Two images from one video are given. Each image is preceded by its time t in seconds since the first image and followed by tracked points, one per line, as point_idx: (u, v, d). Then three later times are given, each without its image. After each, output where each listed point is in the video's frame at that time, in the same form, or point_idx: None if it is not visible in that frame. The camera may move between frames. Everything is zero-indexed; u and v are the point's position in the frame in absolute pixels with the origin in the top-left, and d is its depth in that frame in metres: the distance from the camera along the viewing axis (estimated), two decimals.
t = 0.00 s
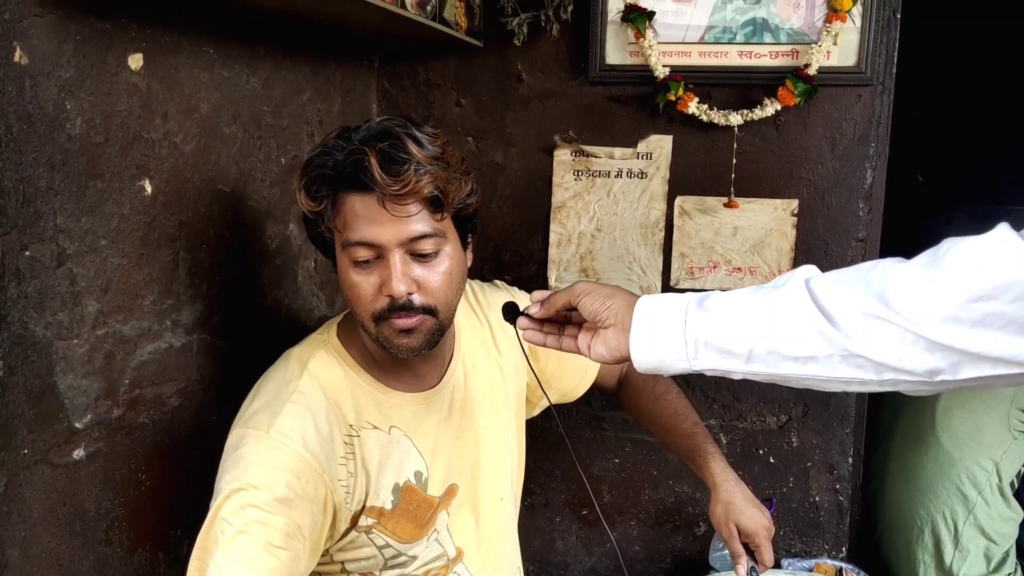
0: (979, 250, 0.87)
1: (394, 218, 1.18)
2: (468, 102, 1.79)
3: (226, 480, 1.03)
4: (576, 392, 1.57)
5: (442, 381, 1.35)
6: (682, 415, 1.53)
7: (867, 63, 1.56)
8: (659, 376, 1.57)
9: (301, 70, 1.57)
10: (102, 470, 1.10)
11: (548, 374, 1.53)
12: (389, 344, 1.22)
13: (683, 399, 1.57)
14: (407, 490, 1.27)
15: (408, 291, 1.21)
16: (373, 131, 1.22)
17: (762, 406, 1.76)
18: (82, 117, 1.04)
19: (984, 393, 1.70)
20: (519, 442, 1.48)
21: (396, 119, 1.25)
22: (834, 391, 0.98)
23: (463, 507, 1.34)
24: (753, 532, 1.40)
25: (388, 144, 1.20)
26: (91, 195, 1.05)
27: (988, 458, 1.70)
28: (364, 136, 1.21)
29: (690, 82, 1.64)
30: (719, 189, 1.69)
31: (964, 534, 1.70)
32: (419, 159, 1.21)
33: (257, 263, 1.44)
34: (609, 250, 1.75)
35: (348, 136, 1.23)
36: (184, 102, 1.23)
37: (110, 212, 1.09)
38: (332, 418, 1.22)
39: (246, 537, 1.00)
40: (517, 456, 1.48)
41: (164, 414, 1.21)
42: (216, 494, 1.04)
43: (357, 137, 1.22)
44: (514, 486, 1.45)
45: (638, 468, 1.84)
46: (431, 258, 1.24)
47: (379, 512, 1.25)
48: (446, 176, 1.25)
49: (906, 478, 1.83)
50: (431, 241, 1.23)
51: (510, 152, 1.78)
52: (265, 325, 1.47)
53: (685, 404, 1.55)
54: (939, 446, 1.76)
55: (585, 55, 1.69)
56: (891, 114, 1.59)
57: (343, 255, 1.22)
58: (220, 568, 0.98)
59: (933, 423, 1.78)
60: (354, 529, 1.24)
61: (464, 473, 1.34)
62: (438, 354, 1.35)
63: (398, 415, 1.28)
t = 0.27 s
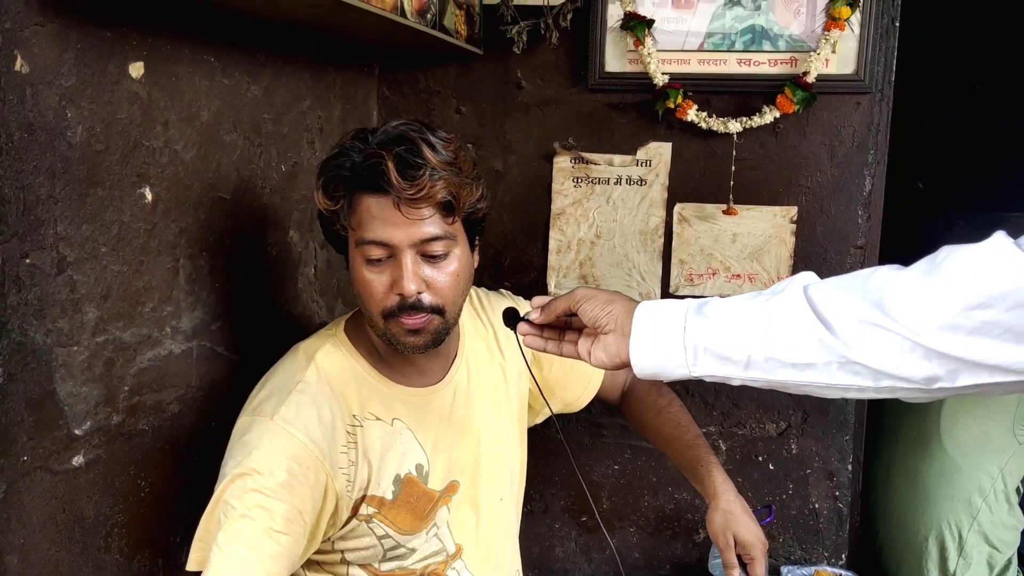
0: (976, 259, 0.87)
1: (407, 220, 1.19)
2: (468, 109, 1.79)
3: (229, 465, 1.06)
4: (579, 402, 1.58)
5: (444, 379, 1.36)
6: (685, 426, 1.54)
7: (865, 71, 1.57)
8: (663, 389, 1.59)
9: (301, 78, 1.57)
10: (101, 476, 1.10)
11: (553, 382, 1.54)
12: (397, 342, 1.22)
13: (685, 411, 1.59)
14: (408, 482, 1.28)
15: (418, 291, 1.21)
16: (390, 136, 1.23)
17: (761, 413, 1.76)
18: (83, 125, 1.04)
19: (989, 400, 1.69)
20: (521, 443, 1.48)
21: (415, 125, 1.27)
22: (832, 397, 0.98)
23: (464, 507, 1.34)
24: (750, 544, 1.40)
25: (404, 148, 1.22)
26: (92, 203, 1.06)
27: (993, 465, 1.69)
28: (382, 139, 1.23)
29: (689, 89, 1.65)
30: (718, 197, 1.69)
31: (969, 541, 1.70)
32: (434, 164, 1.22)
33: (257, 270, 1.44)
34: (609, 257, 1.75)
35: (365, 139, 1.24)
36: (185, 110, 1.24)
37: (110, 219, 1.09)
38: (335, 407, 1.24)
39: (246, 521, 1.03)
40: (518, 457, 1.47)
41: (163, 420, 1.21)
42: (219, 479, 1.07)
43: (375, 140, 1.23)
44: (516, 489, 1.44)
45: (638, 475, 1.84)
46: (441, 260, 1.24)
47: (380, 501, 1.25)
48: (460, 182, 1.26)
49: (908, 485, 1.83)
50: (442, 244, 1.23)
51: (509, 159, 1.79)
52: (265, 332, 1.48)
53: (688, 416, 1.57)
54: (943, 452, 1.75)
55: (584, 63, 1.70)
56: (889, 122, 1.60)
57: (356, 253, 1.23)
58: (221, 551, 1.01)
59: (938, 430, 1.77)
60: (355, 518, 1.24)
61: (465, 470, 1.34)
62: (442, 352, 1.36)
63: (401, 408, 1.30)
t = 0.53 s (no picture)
0: (977, 266, 0.87)
1: (460, 220, 1.26)
2: (468, 114, 1.79)
3: (234, 454, 1.10)
4: (581, 412, 1.57)
5: (447, 377, 1.38)
6: (687, 436, 1.53)
7: (865, 77, 1.57)
8: (664, 401, 1.58)
9: (301, 82, 1.57)
10: (99, 481, 1.09)
11: (556, 390, 1.53)
12: (444, 336, 1.29)
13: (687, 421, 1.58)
14: (410, 474, 1.28)
15: (466, 288, 1.28)
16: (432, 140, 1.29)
17: (761, 419, 1.76)
18: (82, 130, 1.04)
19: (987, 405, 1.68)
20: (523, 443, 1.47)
21: (448, 133, 1.34)
22: (833, 405, 0.98)
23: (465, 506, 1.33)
24: (741, 554, 1.38)
25: (447, 153, 1.28)
26: (90, 208, 1.06)
27: (992, 469, 1.69)
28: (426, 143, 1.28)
29: (689, 95, 1.65)
30: (718, 202, 1.69)
31: (969, 545, 1.70)
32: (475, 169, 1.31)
33: (256, 274, 1.44)
34: (609, 262, 1.75)
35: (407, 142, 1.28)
36: (184, 114, 1.24)
37: (109, 224, 1.09)
38: (339, 398, 1.25)
39: (250, 509, 1.06)
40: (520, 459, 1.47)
41: (162, 425, 1.21)
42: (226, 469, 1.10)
43: (418, 144, 1.28)
44: (517, 490, 1.44)
45: (637, 481, 1.84)
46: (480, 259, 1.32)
47: (382, 492, 1.25)
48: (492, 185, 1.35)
49: (907, 489, 1.83)
50: (482, 243, 1.31)
51: (509, 164, 1.79)
52: (264, 336, 1.47)
53: (689, 427, 1.56)
54: (941, 457, 1.75)
55: (585, 68, 1.70)
56: (889, 128, 1.60)
57: (403, 253, 1.26)
58: (226, 540, 1.04)
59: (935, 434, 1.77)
60: (357, 507, 1.24)
61: (467, 466, 1.34)
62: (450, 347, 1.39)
63: (405, 401, 1.32)
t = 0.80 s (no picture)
0: (978, 261, 0.86)
1: (480, 211, 1.29)
2: (467, 112, 1.79)
3: (238, 445, 1.12)
4: (578, 413, 1.56)
5: (449, 371, 1.38)
6: (683, 437, 1.53)
7: (864, 76, 1.56)
8: (662, 405, 1.59)
9: (299, 80, 1.57)
10: (96, 479, 1.09)
11: (556, 391, 1.53)
12: (462, 326, 1.31)
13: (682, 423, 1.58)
14: (413, 466, 1.27)
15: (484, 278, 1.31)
16: (450, 133, 1.32)
17: (760, 417, 1.76)
18: (79, 127, 1.04)
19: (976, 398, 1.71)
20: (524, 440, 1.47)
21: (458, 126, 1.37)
22: (834, 402, 0.98)
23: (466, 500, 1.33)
24: (736, 547, 1.37)
25: (466, 145, 1.31)
26: (87, 205, 1.05)
27: (983, 463, 1.71)
28: (445, 135, 1.30)
29: (688, 93, 1.64)
30: (717, 201, 1.69)
31: (963, 542, 1.70)
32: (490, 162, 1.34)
33: (254, 272, 1.44)
34: (608, 261, 1.75)
35: (426, 133, 1.30)
36: (182, 111, 1.23)
37: (106, 221, 1.09)
38: (342, 389, 1.25)
39: (254, 500, 1.08)
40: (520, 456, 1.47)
41: (159, 423, 1.21)
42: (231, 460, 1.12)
43: (437, 136, 1.30)
44: (518, 485, 1.43)
45: (636, 480, 1.84)
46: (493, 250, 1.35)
47: (385, 482, 1.24)
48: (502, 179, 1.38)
49: (903, 489, 1.83)
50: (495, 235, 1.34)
51: (508, 162, 1.78)
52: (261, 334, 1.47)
53: (685, 428, 1.56)
54: (933, 453, 1.76)
55: (584, 66, 1.70)
56: (888, 126, 1.59)
57: (424, 243, 1.27)
58: (233, 532, 1.07)
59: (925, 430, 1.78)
60: (360, 497, 1.24)
61: (469, 460, 1.34)
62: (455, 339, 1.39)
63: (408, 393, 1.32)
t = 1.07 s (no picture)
0: (979, 254, 0.87)
1: (481, 208, 1.29)
2: (467, 109, 1.79)
3: (247, 448, 1.12)
4: (575, 407, 1.56)
5: (450, 367, 1.38)
6: (677, 427, 1.53)
7: (864, 72, 1.56)
8: (655, 398, 1.59)
9: (299, 77, 1.57)
10: (95, 475, 1.09)
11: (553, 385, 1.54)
12: (464, 322, 1.31)
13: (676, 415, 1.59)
14: (418, 462, 1.27)
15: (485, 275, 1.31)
16: (451, 130, 1.32)
17: (759, 415, 1.76)
18: (77, 121, 1.04)
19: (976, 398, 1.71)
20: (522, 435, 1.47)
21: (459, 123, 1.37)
22: (835, 395, 0.98)
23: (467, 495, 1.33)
24: (735, 527, 1.39)
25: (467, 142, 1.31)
26: (85, 200, 1.05)
27: (982, 463, 1.71)
28: (446, 131, 1.31)
29: (688, 90, 1.64)
30: (716, 198, 1.69)
31: (961, 541, 1.70)
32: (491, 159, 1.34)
33: (253, 268, 1.44)
34: (608, 258, 1.75)
35: (427, 130, 1.30)
36: (181, 107, 1.23)
37: (104, 216, 1.09)
38: (348, 386, 1.25)
39: (270, 502, 1.09)
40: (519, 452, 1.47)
41: (158, 419, 1.21)
42: (240, 462, 1.13)
43: (438, 132, 1.31)
44: (517, 479, 1.44)
45: (636, 477, 1.84)
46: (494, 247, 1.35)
47: (391, 480, 1.24)
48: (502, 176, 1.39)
49: (901, 488, 1.82)
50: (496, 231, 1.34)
51: (508, 159, 1.78)
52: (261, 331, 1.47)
53: (680, 420, 1.56)
54: (932, 452, 1.76)
55: (583, 63, 1.70)
56: (888, 123, 1.59)
57: (425, 240, 1.27)
58: (251, 535, 1.09)
59: (925, 429, 1.78)
60: (366, 495, 1.23)
61: (470, 456, 1.34)
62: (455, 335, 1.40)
63: (412, 390, 1.31)
